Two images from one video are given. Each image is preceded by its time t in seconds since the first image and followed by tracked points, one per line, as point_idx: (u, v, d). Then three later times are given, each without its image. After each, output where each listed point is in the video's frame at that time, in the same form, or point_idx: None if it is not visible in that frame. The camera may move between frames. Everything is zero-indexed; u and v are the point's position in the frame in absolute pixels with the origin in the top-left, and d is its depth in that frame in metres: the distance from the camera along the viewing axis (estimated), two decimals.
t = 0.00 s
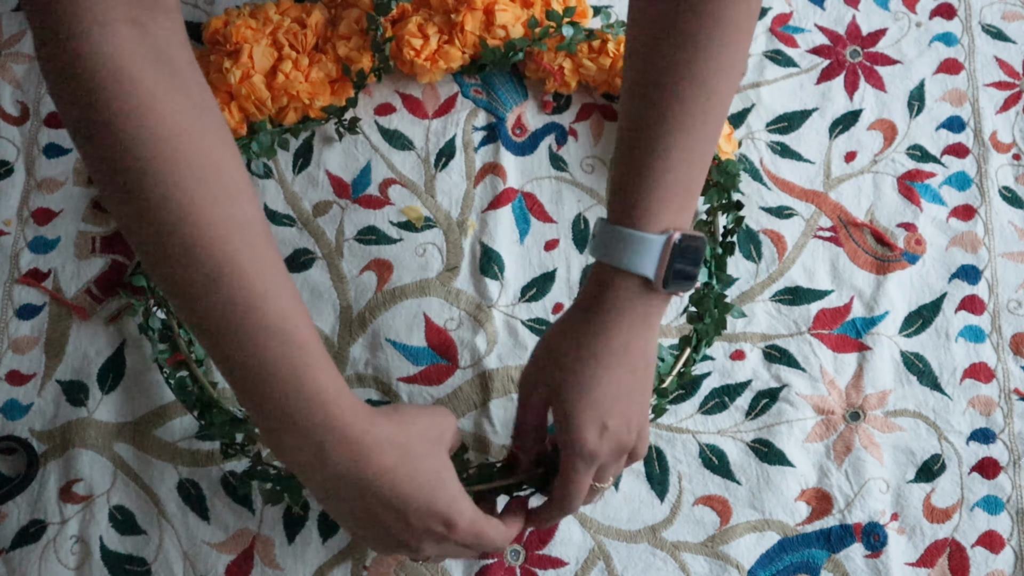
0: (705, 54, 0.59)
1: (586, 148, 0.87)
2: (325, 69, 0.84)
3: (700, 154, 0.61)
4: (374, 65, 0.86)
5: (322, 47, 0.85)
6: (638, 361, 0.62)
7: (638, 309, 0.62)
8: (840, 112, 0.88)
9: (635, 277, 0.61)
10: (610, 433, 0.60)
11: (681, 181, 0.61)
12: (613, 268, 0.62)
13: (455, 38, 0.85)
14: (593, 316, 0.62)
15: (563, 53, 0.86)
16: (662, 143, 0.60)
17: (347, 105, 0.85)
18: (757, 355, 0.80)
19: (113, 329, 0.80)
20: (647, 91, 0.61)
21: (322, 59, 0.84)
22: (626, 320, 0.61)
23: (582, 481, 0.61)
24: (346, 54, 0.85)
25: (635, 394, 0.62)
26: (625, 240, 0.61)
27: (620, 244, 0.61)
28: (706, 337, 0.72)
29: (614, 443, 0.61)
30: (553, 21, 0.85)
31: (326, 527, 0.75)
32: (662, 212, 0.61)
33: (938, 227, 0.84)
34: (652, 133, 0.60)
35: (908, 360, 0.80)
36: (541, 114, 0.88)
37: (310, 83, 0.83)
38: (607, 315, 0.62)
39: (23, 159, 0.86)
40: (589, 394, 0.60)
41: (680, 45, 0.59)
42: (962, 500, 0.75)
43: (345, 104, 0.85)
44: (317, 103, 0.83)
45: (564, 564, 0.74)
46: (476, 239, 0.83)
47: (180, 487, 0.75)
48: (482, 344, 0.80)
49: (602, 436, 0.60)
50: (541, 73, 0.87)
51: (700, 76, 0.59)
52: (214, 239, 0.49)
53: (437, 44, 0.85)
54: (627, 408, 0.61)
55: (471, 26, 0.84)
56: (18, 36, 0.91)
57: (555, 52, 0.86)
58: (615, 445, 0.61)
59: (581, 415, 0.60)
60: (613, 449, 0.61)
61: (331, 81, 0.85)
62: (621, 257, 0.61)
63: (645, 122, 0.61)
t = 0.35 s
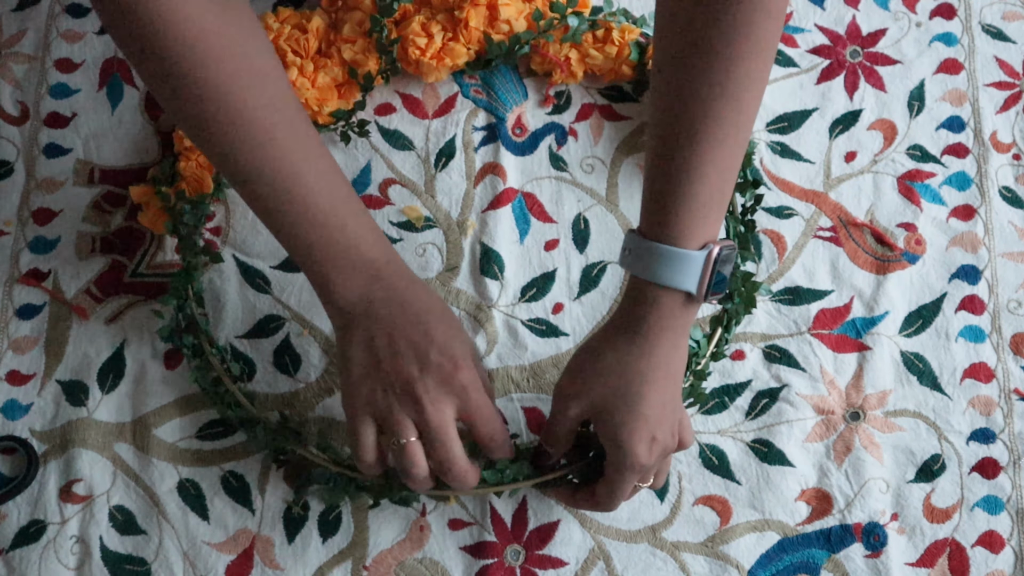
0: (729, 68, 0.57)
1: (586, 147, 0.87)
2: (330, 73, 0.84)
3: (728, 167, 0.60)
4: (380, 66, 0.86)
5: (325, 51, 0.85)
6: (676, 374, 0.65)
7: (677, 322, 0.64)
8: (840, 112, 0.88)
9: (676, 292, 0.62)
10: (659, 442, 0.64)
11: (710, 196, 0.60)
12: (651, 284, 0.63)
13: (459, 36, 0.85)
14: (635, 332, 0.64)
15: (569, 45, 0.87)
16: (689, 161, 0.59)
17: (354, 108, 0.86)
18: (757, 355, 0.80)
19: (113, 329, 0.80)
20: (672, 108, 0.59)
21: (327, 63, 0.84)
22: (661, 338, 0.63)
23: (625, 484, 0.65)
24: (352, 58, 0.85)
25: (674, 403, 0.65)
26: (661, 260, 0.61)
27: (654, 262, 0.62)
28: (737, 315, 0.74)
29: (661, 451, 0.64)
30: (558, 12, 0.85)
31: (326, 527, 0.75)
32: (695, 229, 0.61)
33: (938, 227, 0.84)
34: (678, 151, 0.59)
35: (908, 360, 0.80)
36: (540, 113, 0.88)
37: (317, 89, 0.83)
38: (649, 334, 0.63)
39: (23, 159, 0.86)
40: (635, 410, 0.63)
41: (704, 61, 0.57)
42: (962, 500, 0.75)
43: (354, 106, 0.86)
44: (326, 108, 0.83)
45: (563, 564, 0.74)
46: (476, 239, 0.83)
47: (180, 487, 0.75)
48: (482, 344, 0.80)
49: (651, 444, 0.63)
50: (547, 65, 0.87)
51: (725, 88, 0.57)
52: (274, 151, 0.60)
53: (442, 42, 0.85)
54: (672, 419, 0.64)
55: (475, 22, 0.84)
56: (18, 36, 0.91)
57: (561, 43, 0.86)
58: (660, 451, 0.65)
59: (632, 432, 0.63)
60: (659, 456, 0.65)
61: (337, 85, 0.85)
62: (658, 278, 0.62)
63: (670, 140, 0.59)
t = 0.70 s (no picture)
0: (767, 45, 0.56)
1: (586, 147, 0.87)
2: (339, 101, 0.83)
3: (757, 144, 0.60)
4: (388, 90, 0.86)
5: (329, 78, 0.85)
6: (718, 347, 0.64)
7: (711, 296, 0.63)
8: (840, 112, 0.88)
9: (705, 267, 0.62)
10: (714, 412, 0.63)
11: (740, 172, 0.60)
12: (682, 260, 0.62)
13: (464, 52, 0.84)
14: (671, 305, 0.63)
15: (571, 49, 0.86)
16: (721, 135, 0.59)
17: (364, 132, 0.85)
18: (757, 354, 0.80)
19: (113, 329, 0.80)
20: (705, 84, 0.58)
21: (335, 91, 0.84)
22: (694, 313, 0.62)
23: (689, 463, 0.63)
24: (358, 84, 0.84)
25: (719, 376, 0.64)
26: (691, 235, 0.61)
27: (683, 237, 0.62)
28: (772, 303, 0.71)
29: (720, 422, 0.63)
30: (558, 22, 0.85)
31: (326, 527, 0.75)
32: (725, 206, 0.61)
33: (938, 227, 0.84)
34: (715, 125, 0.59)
35: (908, 360, 0.80)
36: (540, 114, 0.88)
37: (329, 120, 0.82)
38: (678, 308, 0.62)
39: (23, 159, 0.86)
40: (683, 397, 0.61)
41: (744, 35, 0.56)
42: (962, 500, 0.75)
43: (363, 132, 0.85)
44: (338, 137, 0.82)
45: (563, 564, 0.74)
46: (476, 239, 0.83)
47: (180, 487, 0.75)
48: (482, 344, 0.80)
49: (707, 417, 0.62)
50: (548, 75, 0.87)
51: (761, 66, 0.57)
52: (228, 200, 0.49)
53: (447, 61, 0.84)
54: (721, 389, 0.64)
55: (479, 36, 0.84)
56: (18, 36, 0.91)
57: (564, 51, 0.86)
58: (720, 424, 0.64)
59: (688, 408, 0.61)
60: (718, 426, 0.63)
61: (348, 112, 0.84)
62: (687, 253, 0.62)
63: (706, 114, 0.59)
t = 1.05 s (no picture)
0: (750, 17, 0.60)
1: (586, 147, 0.87)
2: (336, 83, 0.83)
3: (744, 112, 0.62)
4: (386, 75, 0.86)
5: (327, 60, 0.85)
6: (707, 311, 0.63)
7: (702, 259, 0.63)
8: (840, 112, 0.88)
9: (694, 231, 0.62)
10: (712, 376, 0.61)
11: (731, 134, 0.62)
12: (671, 223, 0.63)
13: (461, 41, 0.85)
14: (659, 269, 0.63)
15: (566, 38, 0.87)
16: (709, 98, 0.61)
17: (359, 116, 0.85)
18: (757, 354, 0.80)
19: (113, 329, 0.80)
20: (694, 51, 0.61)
21: (333, 73, 0.84)
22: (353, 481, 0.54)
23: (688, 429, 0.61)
24: (356, 68, 0.84)
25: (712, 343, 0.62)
26: (680, 198, 0.62)
27: (674, 199, 0.62)
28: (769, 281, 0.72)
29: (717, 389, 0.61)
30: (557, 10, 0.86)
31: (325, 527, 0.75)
32: (716, 165, 0.62)
33: (938, 227, 0.84)
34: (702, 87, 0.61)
35: (908, 360, 0.80)
36: (540, 114, 0.88)
37: (326, 99, 0.82)
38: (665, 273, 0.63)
39: (23, 159, 0.86)
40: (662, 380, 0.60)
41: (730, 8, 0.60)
42: (962, 500, 0.75)
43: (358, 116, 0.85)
44: (333, 118, 0.83)
45: (564, 564, 0.74)
46: (476, 239, 0.83)
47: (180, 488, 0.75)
48: (482, 344, 0.80)
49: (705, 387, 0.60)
50: (547, 65, 0.87)
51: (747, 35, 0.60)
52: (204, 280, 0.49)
53: (445, 50, 0.85)
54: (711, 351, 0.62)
55: (476, 26, 0.84)
56: (18, 36, 0.91)
57: (561, 41, 0.86)
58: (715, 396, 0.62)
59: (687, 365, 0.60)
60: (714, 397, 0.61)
61: (343, 94, 0.84)
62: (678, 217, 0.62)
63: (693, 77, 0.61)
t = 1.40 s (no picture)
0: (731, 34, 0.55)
1: (586, 147, 0.87)
2: (345, 85, 0.83)
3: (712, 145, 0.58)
4: (394, 75, 0.86)
5: (335, 62, 0.84)
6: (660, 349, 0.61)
7: (628, 336, 0.59)
8: (840, 112, 0.88)
9: (625, 299, 0.59)
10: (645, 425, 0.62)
11: (702, 173, 0.58)
12: (609, 289, 0.59)
13: (467, 36, 0.85)
14: (582, 338, 0.59)
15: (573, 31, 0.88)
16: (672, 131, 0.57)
17: (370, 118, 0.85)
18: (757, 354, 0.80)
19: (113, 328, 0.80)
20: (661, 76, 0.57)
21: (341, 75, 0.83)
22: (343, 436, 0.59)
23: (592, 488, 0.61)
24: (363, 69, 0.84)
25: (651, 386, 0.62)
26: (623, 263, 0.58)
27: (619, 264, 0.58)
28: (782, 274, 0.75)
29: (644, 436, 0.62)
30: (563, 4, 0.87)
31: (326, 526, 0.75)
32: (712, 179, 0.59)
33: (938, 226, 0.84)
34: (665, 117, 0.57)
35: (908, 360, 0.80)
36: (540, 114, 0.88)
37: (335, 101, 0.82)
38: (604, 336, 0.59)
39: (23, 159, 0.86)
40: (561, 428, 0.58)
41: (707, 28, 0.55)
42: (962, 500, 0.75)
43: (368, 118, 0.85)
44: (344, 120, 0.83)
45: (563, 564, 0.74)
46: (476, 239, 0.83)
47: (180, 488, 0.75)
48: (482, 344, 0.80)
49: (592, 458, 0.59)
50: (553, 57, 0.88)
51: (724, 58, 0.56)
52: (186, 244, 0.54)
53: (451, 45, 0.84)
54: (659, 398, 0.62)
55: (483, 20, 0.84)
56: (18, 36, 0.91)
57: (568, 34, 0.87)
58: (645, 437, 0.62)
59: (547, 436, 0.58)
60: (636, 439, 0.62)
61: (352, 96, 0.84)
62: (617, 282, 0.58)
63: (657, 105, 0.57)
